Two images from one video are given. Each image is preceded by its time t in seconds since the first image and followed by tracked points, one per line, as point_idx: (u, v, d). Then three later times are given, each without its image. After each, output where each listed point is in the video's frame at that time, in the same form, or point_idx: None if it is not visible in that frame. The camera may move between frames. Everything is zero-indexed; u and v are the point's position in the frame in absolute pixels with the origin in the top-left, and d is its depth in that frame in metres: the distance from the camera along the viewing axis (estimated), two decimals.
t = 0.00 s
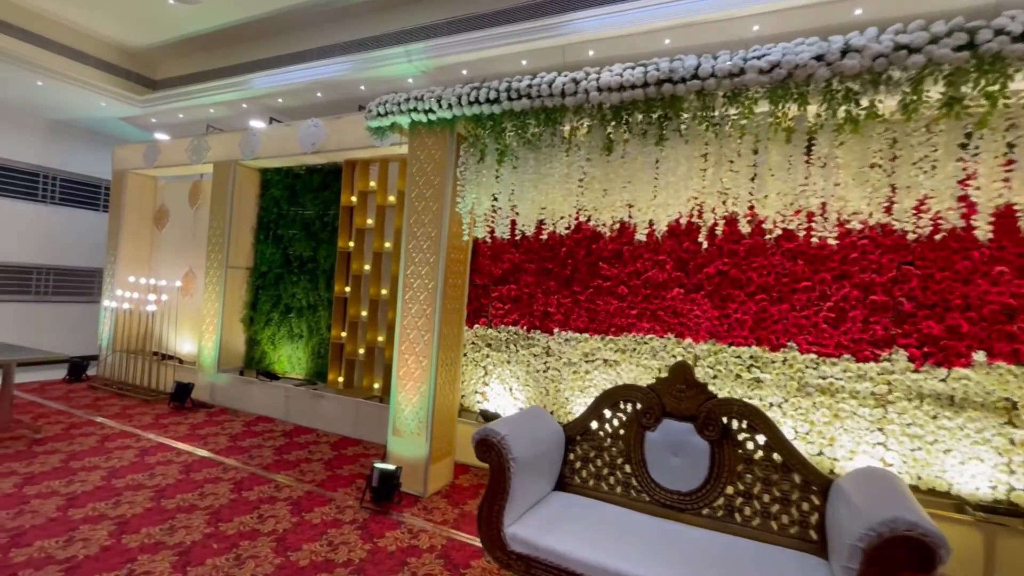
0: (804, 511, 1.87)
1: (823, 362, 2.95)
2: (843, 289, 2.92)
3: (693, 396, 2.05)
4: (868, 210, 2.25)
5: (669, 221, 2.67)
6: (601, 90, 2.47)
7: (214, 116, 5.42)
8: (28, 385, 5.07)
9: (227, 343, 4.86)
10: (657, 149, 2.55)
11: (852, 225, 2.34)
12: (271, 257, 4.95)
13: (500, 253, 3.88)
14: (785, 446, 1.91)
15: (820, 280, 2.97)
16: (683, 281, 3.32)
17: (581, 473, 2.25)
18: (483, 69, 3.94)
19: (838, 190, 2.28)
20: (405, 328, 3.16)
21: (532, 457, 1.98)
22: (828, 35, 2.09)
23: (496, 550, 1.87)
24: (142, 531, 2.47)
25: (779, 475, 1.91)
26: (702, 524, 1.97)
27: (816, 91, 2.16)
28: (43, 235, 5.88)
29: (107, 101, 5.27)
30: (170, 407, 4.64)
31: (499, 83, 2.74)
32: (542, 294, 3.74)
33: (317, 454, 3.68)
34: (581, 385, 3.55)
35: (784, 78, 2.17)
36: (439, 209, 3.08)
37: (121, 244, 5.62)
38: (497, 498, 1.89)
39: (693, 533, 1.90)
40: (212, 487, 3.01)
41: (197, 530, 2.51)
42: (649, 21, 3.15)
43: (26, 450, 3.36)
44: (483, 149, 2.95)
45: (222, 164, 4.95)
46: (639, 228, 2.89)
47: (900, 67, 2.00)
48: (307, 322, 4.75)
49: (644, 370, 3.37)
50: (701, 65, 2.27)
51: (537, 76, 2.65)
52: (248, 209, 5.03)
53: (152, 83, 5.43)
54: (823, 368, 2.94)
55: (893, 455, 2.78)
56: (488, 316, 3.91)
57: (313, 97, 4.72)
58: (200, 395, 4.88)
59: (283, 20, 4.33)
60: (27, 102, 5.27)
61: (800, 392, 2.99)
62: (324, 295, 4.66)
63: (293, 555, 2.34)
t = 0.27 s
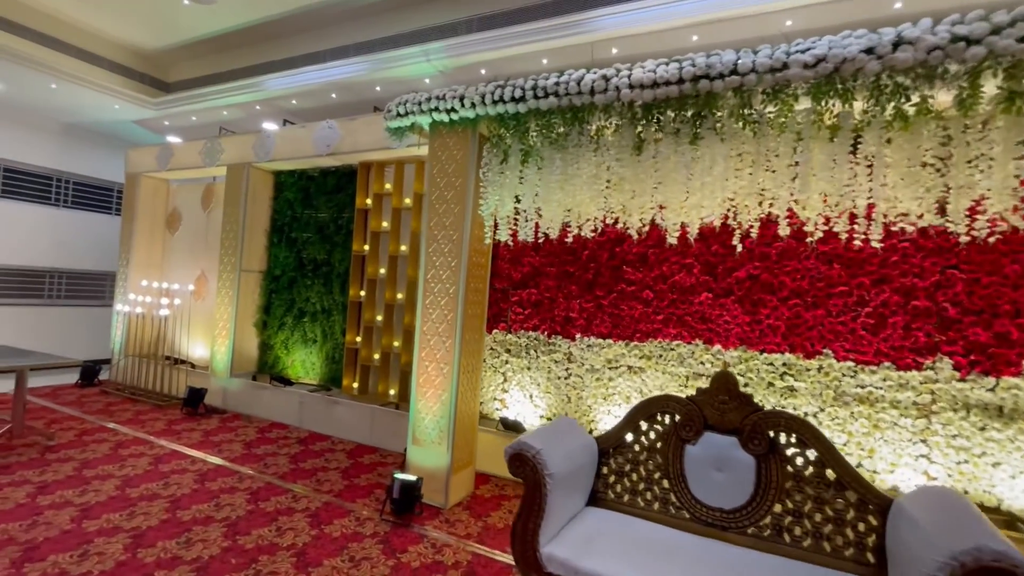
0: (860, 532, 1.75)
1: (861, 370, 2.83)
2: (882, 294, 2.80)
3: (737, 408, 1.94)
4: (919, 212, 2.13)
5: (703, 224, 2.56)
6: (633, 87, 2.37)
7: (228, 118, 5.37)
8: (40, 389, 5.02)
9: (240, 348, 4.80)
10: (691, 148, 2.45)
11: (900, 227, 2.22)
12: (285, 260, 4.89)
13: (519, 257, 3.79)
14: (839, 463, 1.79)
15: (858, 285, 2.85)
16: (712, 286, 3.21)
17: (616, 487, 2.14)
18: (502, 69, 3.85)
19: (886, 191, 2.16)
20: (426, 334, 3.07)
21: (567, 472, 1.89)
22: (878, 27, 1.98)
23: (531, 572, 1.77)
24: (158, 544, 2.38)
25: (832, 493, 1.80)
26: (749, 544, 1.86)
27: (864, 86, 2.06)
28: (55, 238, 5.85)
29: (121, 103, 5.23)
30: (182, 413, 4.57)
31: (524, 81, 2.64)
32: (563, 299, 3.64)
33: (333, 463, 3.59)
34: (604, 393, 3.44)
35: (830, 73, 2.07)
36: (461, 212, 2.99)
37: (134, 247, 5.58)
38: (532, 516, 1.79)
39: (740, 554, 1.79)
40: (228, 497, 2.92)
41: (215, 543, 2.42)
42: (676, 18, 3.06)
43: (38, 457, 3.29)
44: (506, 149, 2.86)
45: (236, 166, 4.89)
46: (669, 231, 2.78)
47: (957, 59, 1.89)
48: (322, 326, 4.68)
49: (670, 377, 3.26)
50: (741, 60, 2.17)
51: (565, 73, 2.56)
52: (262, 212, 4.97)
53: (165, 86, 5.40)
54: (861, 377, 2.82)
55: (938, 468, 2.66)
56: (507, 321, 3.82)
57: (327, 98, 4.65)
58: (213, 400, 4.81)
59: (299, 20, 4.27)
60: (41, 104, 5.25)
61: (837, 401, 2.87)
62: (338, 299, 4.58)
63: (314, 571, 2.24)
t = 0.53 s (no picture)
0: (921, 547, 1.67)
1: (900, 376, 2.74)
2: (922, 297, 2.71)
3: (787, 416, 1.86)
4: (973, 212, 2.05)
5: (739, 224, 2.48)
6: (669, 84, 2.30)
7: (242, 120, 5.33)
8: (53, 393, 4.98)
9: (254, 351, 4.74)
10: (728, 147, 2.37)
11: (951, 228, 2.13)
12: (299, 263, 4.83)
13: (541, 259, 3.72)
14: (899, 474, 1.71)
15: (896, 287, 2.77)
16: (742, 289, 3.12)
17: (655, 498, 2.06)
18: (523, 68, 3.79)
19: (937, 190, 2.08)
20: (449, 337, 3.00)
21: (610, 483, 1.82)
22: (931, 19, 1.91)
23: None
24: (180, 554, 2.31)
25: (891, 506, 1.72)
26: (800, 558, 1.77)
27: (914, 81, 1.98)
28: (67, 241, 5.82)
29: (135, 106, 5.21)
30: (196, 417, 4.51)
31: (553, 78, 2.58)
32: (586, 302, 3.57)
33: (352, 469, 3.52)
34: (629, 399, 3.36)
35: (879, 67, 1.99)
36: (486, 213, 2.92)
37: (146, 250, 5.55)
38: (576, 528, 1.72)
39: (794, 569, 1.70)
40: (248, 504, 2.86)
41: (237, 553, 2.35)
42: (706, 15, 2.99)
43: (53, 463, 3.23)
44: (533, 149, 2.79)
45: (250, 168, 4.85)
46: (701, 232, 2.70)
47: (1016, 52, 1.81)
48: (337, 330, 4.61)
49: (699, 383, 3.17)
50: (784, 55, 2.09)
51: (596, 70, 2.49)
52: (276, 215, 4.91)
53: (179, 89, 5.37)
54: (900, 383, 2.73)
55: (983, 478, 2.56)
56: (528, 325, 3.75)
57: (343, 99, 4.60)
58: (226, 405, 4.75)
59: (316, 20, 4.22)
60: (55, 107, 5.22)
61: (875, 408, 2.77)
62: (354, 302, 4.52)
63: None
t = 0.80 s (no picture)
0: (994, 565, 1.60)
1: (945, 382, 2.65)
2: (968, 301, 2.62)
3: (846, 426, 1.79)
4: None
5: (783, 226, 2.40)
6: (714, 81, 2.22)
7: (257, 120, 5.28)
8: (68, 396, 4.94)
9: (271, 354, 4.69)
10: (773, 147, 2.29)
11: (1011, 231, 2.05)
12: (316, 264, 4.78)
13: (566, 261, 3.65)
14: (970, 489, 1.63)
15: (940, 291, 2.68)
16: (777, 292, 3.05)
17: (704, 510, 1.99)
18: (547, 67, 3.72)
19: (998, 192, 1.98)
20: (478, 341, 2.93)
21: (663, 495, 1.76)
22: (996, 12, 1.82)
23: None
24: (209, 565, 2.25)
25: (960, 521, 1.64)
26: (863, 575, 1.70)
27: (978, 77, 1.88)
28: (81, 242, 5.79)
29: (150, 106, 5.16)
30: (213, 421, 4.46)
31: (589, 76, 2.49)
32: (613, 305, 3.50)
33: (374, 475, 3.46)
34: (658, 404, 3.29)
35: (940, 63, 1.90)
36: (517, 214, 2.85)
37: (161, 251, 5.50)
38: (631, 542, 1.67)
39: None
40: (273, 512, 2.80)
41: (267, 564, 2.29)
42: (741, 11, 2.91)
43: (74, 468, 3.18)
44: (566, 149, 2.73)
45: (267, 169, 4.79)
46: (740, 234, 2.63)
47: None
48: (355, 332, 4.56)
49: (732, 388, 3.09)
50: (838, 51, 1.99)
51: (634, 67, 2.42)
52: (292, 215, 4.86)
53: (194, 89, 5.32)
54: (945, 390, 2.64)
55: None
56: (553, 328, 3.68)
57: (362, 99, 4.54)
58: (243, 407, 4.70)
59: (335, 18, 4.16)
60: (70, 107, 5.18)
61: (919, 415, 2.69)
62: (373, 304, 4.46)
63: None
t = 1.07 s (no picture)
0: None
1: (986, 390, 2.57)
2: (1011, 307, 2.54)
3: (902, 440, 1.72)
4: None
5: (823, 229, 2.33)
6: (753, 80, 2.15)
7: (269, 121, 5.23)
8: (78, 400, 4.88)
9: (284, 358, 4.62)
10: (813, 147, 2.22)
11: None
12: (330, 267, 4.72)
13: (587, 264, 3.58)
14: None
15: (981, 296, 2.60)
16: (808, 296, 2.97)
17: (748, 524, 1.92)
18: (568, 67, 3.65)
19: None
20: (502, 347, 2.86)
21: (711, 508, 1.74)
22: None
23: None
24: None
25: None
26: None
27: None
28: (91, 245, 5.74)
29: (162, 108, 5.12)
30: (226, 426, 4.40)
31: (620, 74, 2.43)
32: (637, 309, 3.42)
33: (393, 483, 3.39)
34: (684, 411, 3.22)
35: (995, 60, 1.83)
36: (543, 216, 2.78)
37: (171, 254, 5.45)
38: (680, 557, 1.66)
39: None
40: (293, 522, 2.73)
41: None
42: (772, 8, 2.84)
43: (88, 476, 3.12)
44: (593, 150, 2.66)
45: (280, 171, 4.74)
46: (774, 237, 2.56)
47: None
48: (369, 336, 4.49)
49: (761, 395, 3.02)
50: (885, 47, 1.93)
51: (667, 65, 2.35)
52: (306, 218, 4.80)
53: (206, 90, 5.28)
54: (986, 398, 2.56)
55: None
56: (574, 333, 3.61)
57: (376, 100, 4.48)
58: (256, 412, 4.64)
59: (350, 18, 4.10)
60: (81, 108, 5.13)
61: (958, 424, 2.61)
62: (387, 308, 4.39)
63: None
